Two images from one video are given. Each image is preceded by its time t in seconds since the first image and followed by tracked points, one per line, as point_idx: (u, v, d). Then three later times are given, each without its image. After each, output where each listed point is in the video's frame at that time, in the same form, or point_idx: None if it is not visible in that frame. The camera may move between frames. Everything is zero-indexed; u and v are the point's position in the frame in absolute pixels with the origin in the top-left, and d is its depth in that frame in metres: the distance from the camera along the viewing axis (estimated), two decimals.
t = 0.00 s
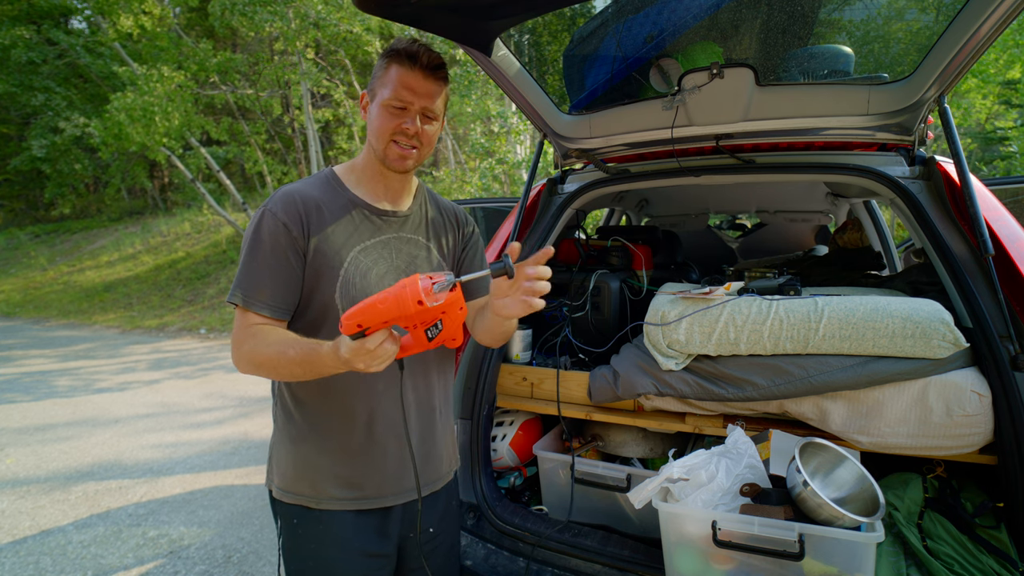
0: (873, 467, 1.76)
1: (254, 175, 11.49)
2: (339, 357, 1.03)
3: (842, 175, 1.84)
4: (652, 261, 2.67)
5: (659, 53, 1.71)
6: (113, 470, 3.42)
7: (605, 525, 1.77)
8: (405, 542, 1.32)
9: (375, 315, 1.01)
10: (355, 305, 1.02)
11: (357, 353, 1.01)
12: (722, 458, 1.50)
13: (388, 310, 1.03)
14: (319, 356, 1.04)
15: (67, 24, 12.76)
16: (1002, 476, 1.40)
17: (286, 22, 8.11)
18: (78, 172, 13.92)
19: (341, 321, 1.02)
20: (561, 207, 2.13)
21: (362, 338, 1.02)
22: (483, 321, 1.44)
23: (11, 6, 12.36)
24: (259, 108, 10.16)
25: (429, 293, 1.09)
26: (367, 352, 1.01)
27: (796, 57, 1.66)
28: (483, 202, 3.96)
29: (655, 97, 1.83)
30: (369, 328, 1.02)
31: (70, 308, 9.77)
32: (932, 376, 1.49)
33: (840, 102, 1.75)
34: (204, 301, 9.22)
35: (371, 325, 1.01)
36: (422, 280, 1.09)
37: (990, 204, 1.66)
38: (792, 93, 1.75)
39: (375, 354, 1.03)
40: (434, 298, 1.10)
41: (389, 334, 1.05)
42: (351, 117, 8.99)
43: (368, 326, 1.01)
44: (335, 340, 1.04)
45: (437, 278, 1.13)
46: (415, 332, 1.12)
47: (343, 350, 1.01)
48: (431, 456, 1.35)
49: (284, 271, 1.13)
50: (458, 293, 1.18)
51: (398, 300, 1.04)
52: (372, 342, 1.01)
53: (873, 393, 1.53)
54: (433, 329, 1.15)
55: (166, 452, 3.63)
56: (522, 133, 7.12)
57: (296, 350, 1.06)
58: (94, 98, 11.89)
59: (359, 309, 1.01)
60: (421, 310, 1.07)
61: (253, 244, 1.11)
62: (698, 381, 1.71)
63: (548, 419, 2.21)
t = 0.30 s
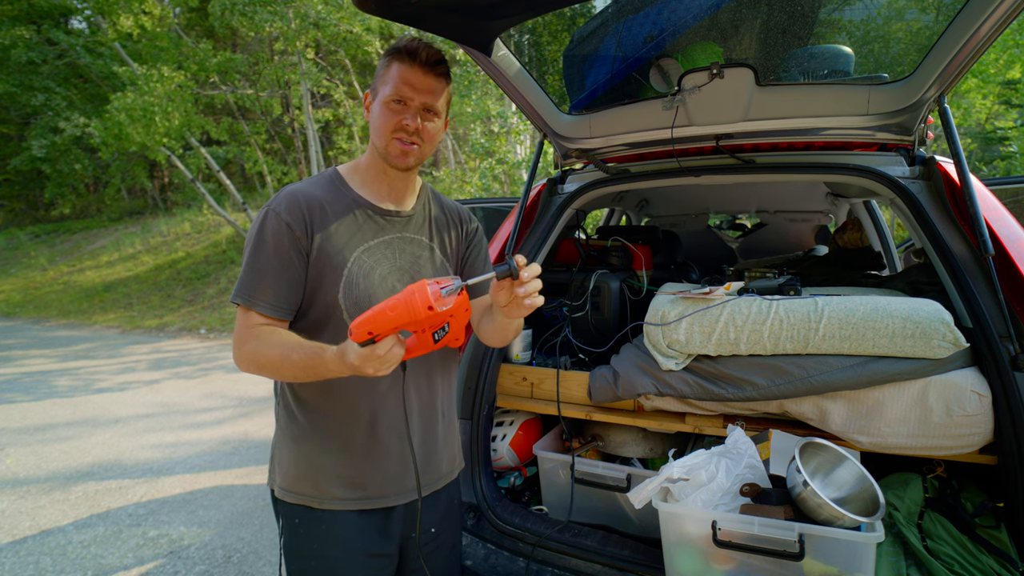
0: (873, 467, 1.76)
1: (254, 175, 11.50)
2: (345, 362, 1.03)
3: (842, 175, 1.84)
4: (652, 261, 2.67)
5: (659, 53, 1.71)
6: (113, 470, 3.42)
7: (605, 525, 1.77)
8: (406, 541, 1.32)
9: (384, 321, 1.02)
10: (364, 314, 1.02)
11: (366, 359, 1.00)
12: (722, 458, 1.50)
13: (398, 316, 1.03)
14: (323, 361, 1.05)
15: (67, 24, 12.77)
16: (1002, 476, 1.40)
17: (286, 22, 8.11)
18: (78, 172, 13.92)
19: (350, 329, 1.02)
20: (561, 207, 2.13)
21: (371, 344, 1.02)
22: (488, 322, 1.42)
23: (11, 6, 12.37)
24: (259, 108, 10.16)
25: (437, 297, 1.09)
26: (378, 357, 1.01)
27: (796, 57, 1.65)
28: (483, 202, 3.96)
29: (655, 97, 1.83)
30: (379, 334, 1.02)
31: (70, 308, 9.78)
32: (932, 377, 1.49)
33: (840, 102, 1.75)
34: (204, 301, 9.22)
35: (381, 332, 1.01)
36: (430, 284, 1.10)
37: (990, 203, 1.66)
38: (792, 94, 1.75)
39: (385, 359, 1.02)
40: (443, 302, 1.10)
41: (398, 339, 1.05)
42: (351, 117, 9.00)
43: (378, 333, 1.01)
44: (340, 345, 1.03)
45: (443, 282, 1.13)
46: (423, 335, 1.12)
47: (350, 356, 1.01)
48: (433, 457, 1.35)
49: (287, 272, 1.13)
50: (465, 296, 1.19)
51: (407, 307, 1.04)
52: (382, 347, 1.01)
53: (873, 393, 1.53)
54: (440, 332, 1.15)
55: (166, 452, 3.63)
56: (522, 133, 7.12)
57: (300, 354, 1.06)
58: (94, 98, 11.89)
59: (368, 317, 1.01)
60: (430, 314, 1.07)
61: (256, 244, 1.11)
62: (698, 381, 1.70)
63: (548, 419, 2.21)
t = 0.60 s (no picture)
0: (873, 467, 1.76)
1: (254, 175, 11.50)
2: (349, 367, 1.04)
3: (842, 175, 1.84)
4: (652, 261, 2.67)
5: (659, 53, 1.71)
6: (113, 470, 3.42)
7: (605, 525, 1.77)
8: (406, 541, 1.32)
9: (381, 334, 1.03)
10: (358, 327, 1.04)
11: (370, 368, 1.03)
12: (722, 458, 1.50)
13: (392, 328, 1.04)
14: (324, 365, 1.05)
15: (67, 24, 12.77)
16: (1002, 476, 1.40)
17: (286, 22, 8.11)
18: (78, 172, 13.92)
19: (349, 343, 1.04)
20: (561, 207, 2.13)
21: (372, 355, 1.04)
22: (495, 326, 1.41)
23: (11, 6, 12.38)
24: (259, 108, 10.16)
25: (428, 301, 1.09)
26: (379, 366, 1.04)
27: (796, 57, 1.65)
28: (483, 202, 3.96)
29: (655, 98, 1.83)
30: (378, 346, 1.04)
31: (70, 308, 9.78)
32: (932, 377, 1.49)
33: (840, 102, 1.75)
34: (204, 301, 9.22)
35: (378, 345, 1.03)
36: (419, 289, 1.09)
37: (990, 203, 1.66)
38: (793, 94, 1.75)
39: (386, 367, 1.05)
40: (435, 305, 1.10)
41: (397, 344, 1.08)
42: (351, 117, 9.00)
43: (376, 346, 1.03)
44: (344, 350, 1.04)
45: (433, 284, 1.12)
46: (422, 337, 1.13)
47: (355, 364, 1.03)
48: (435, 458, 1.35)
49: (288, 273, 1.13)
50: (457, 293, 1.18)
51: (401, 316, 1.05)
52: (383, 357, 1.04)
53: (873, 393, 1.53)
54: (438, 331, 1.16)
55: (166, 452, 3.62)
56: (522, 133, 7.13)
57: (302, 358, 1.06)
58: (94, 98, 11.89)
59: (363, 331, 1.03)
60: (424, 320, 1.07)
61: (258, 246, 1.11)
62: (698, 381, 1.70)
63: (548, 419, 2.21)
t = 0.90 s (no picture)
0: (873, 467, 1.76)
1: (254, 175, 11.50)
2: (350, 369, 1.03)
3: (842, 175, 1.84)
4: (652, 261, 2.67)
5: (659, 53, 1.71)
6: (113, 470, 3.42)
7: (605, 525, 1.77)
8: (407, 541, 1.32)
9: (384, 329, 1.04)
10: (360, 326, 1.04)
11: (374, 367, 1.03)
12: (722, 458, 1.50)
13: (395, 322, 1.05)
14: (326, 367, 1.05)
15: (67, 24, 12.77)
16: (1002, 476, 1.40)
17: (286, 22, 8.11)
18: (78, 172, 13.93)
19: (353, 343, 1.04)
20: (561, 207, 2.13)
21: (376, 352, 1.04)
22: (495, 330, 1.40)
23: (11, 6, 12.39)
24: (259, 108, 10.17)
25: (428, 292, 1.11)
26: (384, 363, 1.04)
27: (796, 57, 1.65)
28: (483, 202, 3.96)
29: (655, 97, 1.83)
30: (382, 343, 1.05)
31: (70, 308, 9.78)
32: (932, 376, 1.49)
33: (840, 103, 1.75)
34: (204, 301, 9.22)
35: (382, 342, 1.04)
36: (419, 282, 1.11)
37: (990, 204, 1.66)
38: (793, 94, 1.75)
39: (391, 364, 1.05)
40: (436, 298, 1.12)
41: (400, 341, 1.08)
42: (352, 117, 9.00)
43: (381, 342, 1.04)
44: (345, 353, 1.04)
45: (432, 277, 1.15)
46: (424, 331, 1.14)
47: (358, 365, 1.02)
48: (436, 458, 1.35)
49: (289, 274, 1.14)
50: (456, 286, 1.21)
51: (403, 311, 1.06)
52: (388, 353, 1.05)
53: (873, 393, 1.53)
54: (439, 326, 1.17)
55: (166, 452, 3.63)
56: (522, 133, 7.13)
57: (303, 360, 1.06)
58: (94, 98, 11.89)
59: (367, 329, 1.04)
60: (426, 311, 1.09)
61: (258, 247, 1.11)
62: (698, 381, 1.70)
63: (548, 419, 2.22)
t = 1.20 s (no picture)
0: (873, 467, 1.76)
1: (254, 175, 11.51)
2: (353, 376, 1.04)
3: (842, 175, 1.84)
4: (652, 261, 2.67)
5: (659, 53, 1.71)
6: (113, 470, 3.42)
7: (605, 525, 1.77)
8: (407, 541, 1.32)
9: (387, 327, 1.04)
10: (362, 326, 1.03)
11: (379, 365, 1.04)
12: (722, 458, 1.50)
13: (396, 317, 1.05)
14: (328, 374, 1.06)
15: (67, 24, 12.77)
16: (1002, 476, 1.40)
17: (286, 22, 8.11)
18: (78, 172, 13.93)
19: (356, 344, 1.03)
20: (561, 207, 2.13)
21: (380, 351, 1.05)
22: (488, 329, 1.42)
23: (11, 6, 12.41)
24: (259, 108, 10.17)
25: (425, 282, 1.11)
26: (389, 360, 1.05)
27: (796, 57, 1.65)
28: (483, 202, 3.96)
29: (654, 98, 1.83)
30: (385, 340, 1.04)
31: (70, 308, 9.78)
32: (932, 377, 1.49)
33: (840, 103, 1.75)
34: (204, 301, 9.22)
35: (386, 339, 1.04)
36: (414, 274, 1.11)
37: (990, 204, 1.66)
38: (793, 94, 1.75)
39: (396, 361, 1.06)
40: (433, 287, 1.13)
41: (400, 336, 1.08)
42: (352, 117, 9.00)
43: (385, 340, 1.04)
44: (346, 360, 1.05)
45: (426, 267, 1.14)
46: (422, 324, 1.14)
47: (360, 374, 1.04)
48: (436, 457, 1.35)
49: (290, 275, 1.13)
50: (447, 273, 1.21)
51: (402, 306, 1.06)
52: (392, 351, 1.05)
53: (873, 393, 1.53)
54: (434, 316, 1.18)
55: (166, 452, 3.63)
56: (522, 133, 7.13)
57: (305, 365, 1.07)
58: (94, 98, 11.88)
59: (369, 328, 1.03)
60: (425, 303, 1.10)
61: (259, 249, 1.11)
62: (698, 381, 1.70)
63: (548, 419, 2.22)
